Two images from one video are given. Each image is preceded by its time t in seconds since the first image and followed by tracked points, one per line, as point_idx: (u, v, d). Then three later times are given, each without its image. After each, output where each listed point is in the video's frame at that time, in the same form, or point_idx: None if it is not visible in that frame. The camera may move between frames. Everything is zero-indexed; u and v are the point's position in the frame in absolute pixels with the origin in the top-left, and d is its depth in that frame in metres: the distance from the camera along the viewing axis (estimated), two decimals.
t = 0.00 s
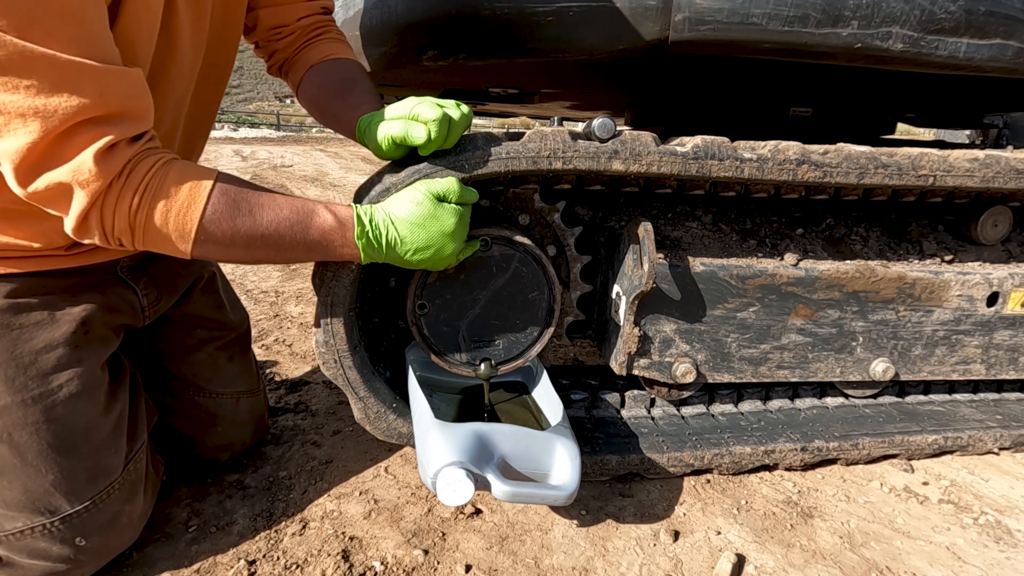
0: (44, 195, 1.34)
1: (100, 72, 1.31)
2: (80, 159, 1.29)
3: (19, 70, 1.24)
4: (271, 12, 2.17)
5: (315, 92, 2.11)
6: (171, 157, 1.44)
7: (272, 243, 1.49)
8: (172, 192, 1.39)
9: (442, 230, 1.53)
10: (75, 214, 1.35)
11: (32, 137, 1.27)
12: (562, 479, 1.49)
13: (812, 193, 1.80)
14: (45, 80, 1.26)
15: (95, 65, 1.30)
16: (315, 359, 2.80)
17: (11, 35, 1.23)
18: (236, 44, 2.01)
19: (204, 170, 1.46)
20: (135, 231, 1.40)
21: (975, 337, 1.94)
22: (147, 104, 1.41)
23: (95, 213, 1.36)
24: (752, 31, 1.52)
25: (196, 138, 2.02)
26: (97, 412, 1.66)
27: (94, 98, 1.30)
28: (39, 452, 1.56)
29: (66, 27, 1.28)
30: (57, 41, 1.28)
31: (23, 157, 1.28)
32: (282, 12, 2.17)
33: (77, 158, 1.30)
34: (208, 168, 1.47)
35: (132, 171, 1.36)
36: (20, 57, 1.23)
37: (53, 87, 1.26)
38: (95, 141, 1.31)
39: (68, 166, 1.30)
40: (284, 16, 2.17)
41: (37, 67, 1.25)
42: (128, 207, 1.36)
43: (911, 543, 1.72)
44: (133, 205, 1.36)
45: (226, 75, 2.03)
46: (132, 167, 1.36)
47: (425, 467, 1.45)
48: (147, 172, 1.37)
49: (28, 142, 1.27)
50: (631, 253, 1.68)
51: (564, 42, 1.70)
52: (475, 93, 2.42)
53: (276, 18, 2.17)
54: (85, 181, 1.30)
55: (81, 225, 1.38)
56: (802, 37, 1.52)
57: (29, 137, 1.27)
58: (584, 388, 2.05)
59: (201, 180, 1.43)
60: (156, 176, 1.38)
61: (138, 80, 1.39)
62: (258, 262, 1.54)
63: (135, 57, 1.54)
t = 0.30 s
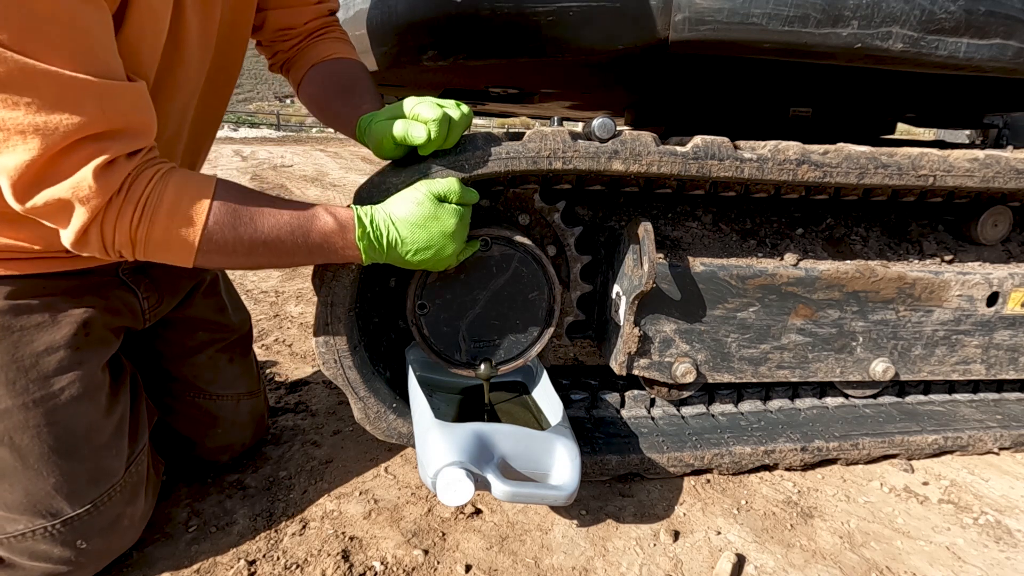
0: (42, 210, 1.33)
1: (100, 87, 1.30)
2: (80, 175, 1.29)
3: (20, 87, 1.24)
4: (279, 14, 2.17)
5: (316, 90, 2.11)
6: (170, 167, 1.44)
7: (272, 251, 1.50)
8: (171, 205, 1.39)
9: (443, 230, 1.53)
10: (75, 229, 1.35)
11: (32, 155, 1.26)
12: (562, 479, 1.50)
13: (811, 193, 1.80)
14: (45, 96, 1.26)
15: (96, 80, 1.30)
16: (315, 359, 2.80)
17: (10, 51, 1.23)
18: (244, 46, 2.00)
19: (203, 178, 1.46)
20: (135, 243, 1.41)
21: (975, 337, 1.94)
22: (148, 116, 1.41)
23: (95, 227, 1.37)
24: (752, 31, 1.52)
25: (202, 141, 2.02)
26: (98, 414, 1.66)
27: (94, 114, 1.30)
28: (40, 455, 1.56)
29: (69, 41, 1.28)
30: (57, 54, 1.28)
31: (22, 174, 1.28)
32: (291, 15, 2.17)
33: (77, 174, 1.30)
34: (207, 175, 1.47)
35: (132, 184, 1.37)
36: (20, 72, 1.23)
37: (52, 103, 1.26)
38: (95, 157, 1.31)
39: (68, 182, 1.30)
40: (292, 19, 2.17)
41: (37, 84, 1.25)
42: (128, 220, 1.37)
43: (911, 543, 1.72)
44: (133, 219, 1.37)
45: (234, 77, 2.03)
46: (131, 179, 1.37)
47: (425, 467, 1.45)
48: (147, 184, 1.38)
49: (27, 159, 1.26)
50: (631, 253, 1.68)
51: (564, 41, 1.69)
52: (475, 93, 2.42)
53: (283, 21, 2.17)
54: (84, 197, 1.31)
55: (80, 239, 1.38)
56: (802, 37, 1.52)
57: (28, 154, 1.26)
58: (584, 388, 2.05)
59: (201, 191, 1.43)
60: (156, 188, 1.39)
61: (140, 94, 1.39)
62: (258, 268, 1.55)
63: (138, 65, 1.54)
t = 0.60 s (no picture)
0: (42, 228, 1.33)
1: (102, 105, 1.28)
2: (79, 195, 1.28)
3: (20, 107, 1.22)
4: (281, 15, 2.15)
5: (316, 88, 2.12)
6: (169, 181, 1.44)
7: (273, 263, 1.50)
8: (172, 221, 1.40)
9: (445, 231, 1.54)
10: (74, 247, 1.35)
11: (31, 175, 1.25)
12: (562, 479, 1.50)
13: (811, 193, 1.80)
14: (46, 117, 1.23)
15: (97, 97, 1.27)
16: (315, 359, 2.80)
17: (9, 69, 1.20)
18: (248, 49, 1.99)
19: (202, 191, 1.46)
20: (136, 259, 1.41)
21: (975, 337, 1.94)
22: (150, 131, 1.39)
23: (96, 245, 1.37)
24: (752, 31, 1.53)
25: (206, 144, 2.01)
26: (101, 419, 1.65)
27: (95, 136, 1.28)
28: (41, 460, 1.55)
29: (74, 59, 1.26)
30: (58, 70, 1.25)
31: (21, 193, 1.27)
32: (293, 16, 2.15)
33: (76, 194, 1.29)
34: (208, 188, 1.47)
35: (132, 202, 1.36)
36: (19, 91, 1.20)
37: (52, 123, 1.24)
38: (94, 176, 1.30)
39: (68, 202, 1.29)
40: (294, 20, 2.16)
41: (38, 104, 1.22)
42: (129, 239, 1.37)
43: (911, 543, 1.72)
44: (134, 236, 1.37)
45: (238, 80, 2.02)
46: (131, 198, 1.36)
47: (425, 467, 1.45)
48: (148, 203, 1.38)
49: (26, 179, 1.25)
50: (631, 253, 1.68)
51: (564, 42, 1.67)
52: (474, 93, 2.42)
53: (288, 20, 2.16)
54: (84, 217, 1.30)
55: (79, 257, 1.38)
56: (802, 37, 1.52)
57: (27, 175, 1.25)
58: (584, 388, 2.05)
59: (202, 206, 1.43)
60: (156, 206, 1.39)
61: (143, 110, 1.37)
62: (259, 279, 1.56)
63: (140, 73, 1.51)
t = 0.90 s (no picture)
0: (50, 268, 1.33)
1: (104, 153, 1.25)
2: (87, 240, 1.28)
3: (23, 154, 1.19)
4: (282, 19, 2.12)
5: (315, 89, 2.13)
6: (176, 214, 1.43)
7: (279, 292, 1.52)
8: (179, 258, 1.40)
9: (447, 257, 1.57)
10: (84, 287, 1.35)
11: (39, 223, 1.24)
12: (562, 479, 1.49)
13: (812, 193, 1.80)
14: (49, 165, 1.21)
15: (100, 145, 1.24)
16: (315, 359, 2.80)
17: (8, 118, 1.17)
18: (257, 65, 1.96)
19: (208, 223, 1.45)
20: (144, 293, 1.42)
21: (975, 337, 1.94)
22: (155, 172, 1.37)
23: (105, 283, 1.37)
24: (752, 31, 1.53)
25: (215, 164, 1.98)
26: (102, 423, 1.65)
27: (97, 182, 1.26)
28: (42, 464, 1.55)
29: (77, 103, 1.22)
30: (62, 116, 1.22)
31: (29, 239, 1.26)
32: (295, 20, 2.12)
33: (85, 238, 1.28)
34: (212, 221, 1.45)
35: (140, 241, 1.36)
36: (19, 141, 1.17)
37: (52, 172, 1.22)
38: (102, 222, 1.29)
39: (75, 248, 1.29)
40: (296, 24, 2.13)
41: (41, 150, 1.20)
42: (139, 279, 1.38)
43: (911, 543, 1.72)
44: (143, 276, 1.38)
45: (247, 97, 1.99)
46: (138, 240, 1.35)
47: (425, 467, 1.44)
48: (155, 241, 1.37)
49: (33, 226, 1.24)
50: (631, 254, 1.68)
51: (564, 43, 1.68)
52: (474, 93, 2.42)
53: (290, 24, 2.13)
54: (93, 261, 1.30)
55: (88, 293, 1.39)
56: (802, 37, 1.52)
57: (35, 223, 1.24)
58: (584, 388, 2.04)
59: (209, 240, 1.43)
60: (163, 247, 1.38)
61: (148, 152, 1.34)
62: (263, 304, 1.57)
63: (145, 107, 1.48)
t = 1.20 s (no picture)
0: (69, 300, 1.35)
1: (115, 199, 1.24)
2: (105, 277, 1.30)
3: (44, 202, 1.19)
4: (291, 10, 2.13)
5: (318, 80, 2.13)
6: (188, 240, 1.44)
7: (288, 313, 1.53)
8: (191, 286, 1.42)
9: (452, 275, 1.60)
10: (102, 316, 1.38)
11: (60, 264, 1.26)
12: (562, 479, 1.49)
13: (812, 193, 1.80)
14: (65, 212, 1.22)
15: (114, 193, 1.24)
16: (315, 359, 2.80)
17: (20, 167, 1.18)
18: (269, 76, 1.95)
19: (216, 246, 1.46)
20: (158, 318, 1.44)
21: (975, 337, 1.94)
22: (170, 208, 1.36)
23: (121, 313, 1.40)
24: (752, 31, 1.52)
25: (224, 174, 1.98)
26: (107, 426, 1.65)
27: (113, 228, 1.26)
28: (47, 467, 1.55)
29: (93, 150, 1.22)
30: (78, 163, 1.21)
31: (49, 277, 1.28)
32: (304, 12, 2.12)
33: (102, 275, 1.31)
34: (221, 246, 1.46)
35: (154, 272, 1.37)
36: (31, 190, 1.17)
37: (65, 218, 1.22)
38: (119, 260, 1.30)
39: (94, 285, 1.31)
40: (305, 16, 2.13)
41: (56, 199, 1.20)
42: (152, 306, 1.39)
43: (911, 543, 1.72)
44: (157, 305, 1.40)
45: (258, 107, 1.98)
46: (151, 272, 1.36)
47: (425, 467, 1.44)
48: (167, 272, 1.38)
49: (54, 267, 1.26)
50: (631, 254, 1.68)
51: (564, 42, 1.70)
52: (474, 93, 2.43)
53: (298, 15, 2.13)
54: (110, 295, 1.32)
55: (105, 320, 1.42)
56: (802, 37, 1.52)
57: (56, 263, 1.26)
58: (584, 388, 2.04)
59: (220, 265, 1.44)
60: (176, 278, 1.40)
61: (163, 191, 1.33)
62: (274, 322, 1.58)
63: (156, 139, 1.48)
